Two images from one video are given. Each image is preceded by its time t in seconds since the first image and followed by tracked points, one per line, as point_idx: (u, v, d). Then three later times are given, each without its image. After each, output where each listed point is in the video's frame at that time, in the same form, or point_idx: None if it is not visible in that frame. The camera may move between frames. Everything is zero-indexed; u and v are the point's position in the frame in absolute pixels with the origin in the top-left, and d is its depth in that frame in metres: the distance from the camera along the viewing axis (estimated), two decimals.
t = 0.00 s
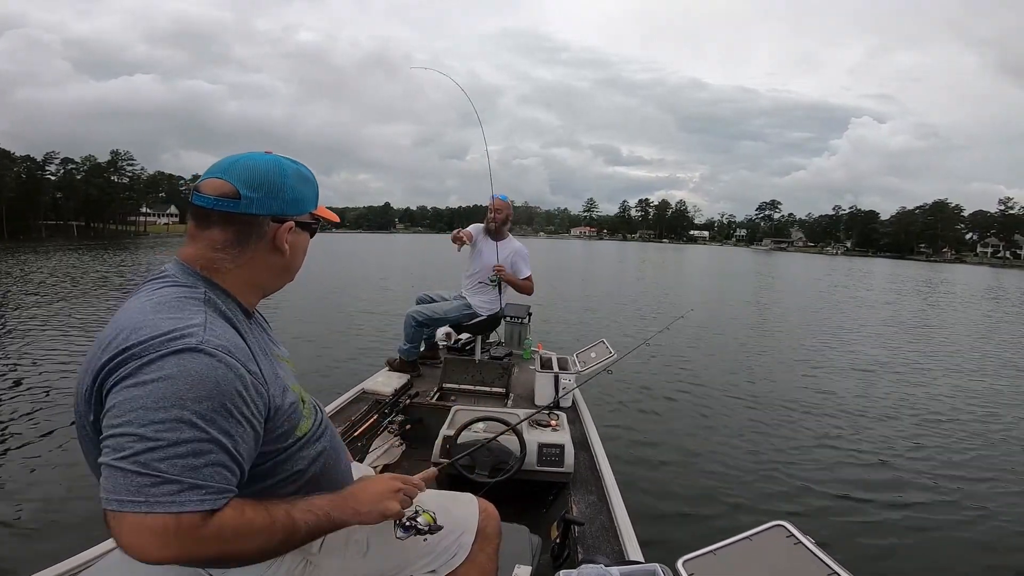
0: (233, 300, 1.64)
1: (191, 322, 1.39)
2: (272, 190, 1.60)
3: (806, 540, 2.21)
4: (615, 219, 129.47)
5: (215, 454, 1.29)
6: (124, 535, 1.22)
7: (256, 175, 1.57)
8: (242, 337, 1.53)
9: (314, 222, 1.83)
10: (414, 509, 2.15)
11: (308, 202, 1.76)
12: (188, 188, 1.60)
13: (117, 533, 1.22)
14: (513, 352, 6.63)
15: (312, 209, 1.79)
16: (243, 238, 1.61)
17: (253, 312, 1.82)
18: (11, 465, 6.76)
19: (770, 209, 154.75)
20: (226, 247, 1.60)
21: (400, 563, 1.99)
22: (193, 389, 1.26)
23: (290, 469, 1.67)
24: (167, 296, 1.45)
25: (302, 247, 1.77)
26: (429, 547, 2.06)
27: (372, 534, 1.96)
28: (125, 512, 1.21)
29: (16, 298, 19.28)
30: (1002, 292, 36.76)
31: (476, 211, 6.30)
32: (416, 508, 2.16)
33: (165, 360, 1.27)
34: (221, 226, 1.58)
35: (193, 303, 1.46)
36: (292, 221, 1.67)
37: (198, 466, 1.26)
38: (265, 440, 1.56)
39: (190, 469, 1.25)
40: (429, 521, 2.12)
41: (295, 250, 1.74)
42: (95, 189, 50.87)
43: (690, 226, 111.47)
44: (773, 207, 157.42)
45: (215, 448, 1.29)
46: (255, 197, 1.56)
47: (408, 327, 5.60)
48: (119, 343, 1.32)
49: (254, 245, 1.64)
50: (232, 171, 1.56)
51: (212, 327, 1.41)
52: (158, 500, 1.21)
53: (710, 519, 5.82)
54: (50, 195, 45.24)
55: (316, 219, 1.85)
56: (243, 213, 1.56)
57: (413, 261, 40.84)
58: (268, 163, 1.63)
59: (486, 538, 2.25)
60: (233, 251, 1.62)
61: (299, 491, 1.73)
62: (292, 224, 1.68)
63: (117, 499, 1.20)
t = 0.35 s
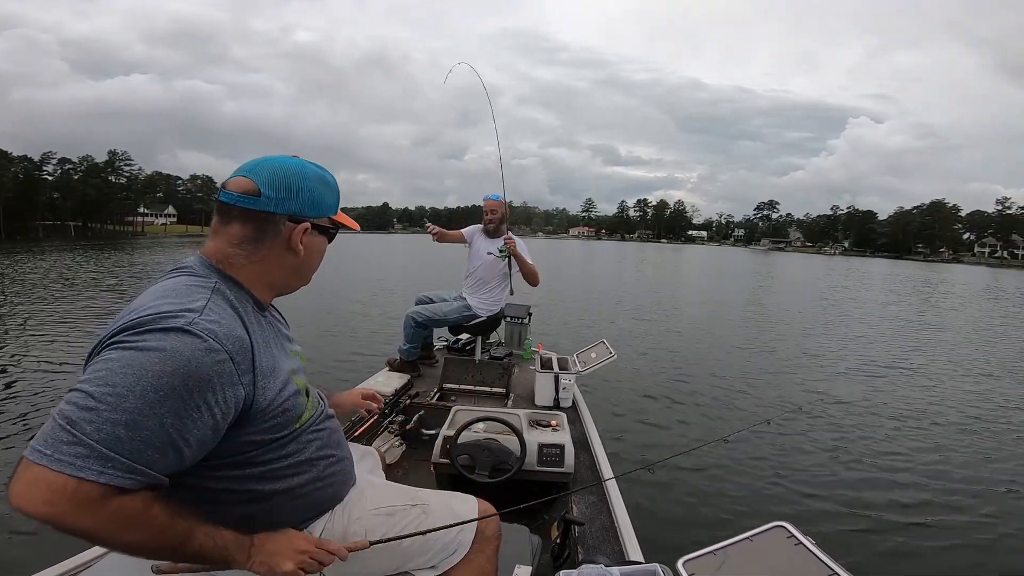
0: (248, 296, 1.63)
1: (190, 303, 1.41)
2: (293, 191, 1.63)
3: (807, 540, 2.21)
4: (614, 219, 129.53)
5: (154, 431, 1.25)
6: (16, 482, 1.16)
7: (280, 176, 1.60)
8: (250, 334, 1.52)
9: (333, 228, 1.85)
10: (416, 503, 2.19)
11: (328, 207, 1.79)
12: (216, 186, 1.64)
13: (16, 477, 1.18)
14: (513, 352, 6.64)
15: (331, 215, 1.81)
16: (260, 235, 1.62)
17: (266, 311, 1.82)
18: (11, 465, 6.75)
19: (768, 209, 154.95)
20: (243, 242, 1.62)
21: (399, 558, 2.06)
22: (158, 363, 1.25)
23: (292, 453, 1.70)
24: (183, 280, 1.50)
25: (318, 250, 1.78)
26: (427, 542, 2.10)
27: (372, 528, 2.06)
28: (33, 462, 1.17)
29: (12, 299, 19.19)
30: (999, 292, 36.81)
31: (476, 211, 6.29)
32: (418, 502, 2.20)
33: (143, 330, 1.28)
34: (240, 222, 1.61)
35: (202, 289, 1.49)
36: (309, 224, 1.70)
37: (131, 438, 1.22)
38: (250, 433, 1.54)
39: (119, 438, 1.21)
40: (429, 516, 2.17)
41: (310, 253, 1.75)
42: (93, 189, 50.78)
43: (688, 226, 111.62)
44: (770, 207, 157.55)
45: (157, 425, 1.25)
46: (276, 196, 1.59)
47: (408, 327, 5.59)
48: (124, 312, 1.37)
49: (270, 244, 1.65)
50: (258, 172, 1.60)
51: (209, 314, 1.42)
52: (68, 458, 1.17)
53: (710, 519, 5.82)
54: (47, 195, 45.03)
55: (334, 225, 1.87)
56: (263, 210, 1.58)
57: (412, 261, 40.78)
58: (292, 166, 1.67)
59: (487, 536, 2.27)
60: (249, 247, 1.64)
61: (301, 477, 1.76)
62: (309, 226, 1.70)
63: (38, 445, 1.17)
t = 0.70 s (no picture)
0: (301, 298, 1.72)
1: (256, 300, 1.52)
2: (352, 210, 1.77)
3: (807, 540, 2.22)
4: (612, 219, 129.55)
5: (236, 423, 1.38)
6: (116, 471, 1.28)
7: (342, 195, 1.76)
8: (303, 328, 1.67)
9: (372, 249, 1.98)
10: (417, 493, 2.24)
11: (374, 230, 1.93)
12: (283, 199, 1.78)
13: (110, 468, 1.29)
14: (514, 352, 6.64)
15: (374, 238, 1.94)
16: (317, 244, 1.74)
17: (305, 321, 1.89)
18: (11, 464, 6.74)
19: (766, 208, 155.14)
20: (301, 249, 1.72)
21: (400, 544, 2.11)
22: (242, 360, 1.37)
23: (313, 437, 1.85)
24: (244, 279, 1.59)
25: (359, 268, 1.90)
26: (429, 531, 2.16)
27: (376, 514, 2.10)
28: (127, 453, 1.29)
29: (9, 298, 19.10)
30: (997, 292, 36.79)
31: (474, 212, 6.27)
32: (419, 492, 2.25)
33: (223, 329, 1.39)
34: (302, 231, 1.72)
35: (262, 286, 1.59)
36: (359, 241, 1.83)
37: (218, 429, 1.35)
38: (293, 417, 1.71)
39: (210, 431, 1.34)
40: (430, 505, 2.21)
41: (354, 268, 1.86)
42: (90, 189, 50.64)
43: (686, 226, 111.66)
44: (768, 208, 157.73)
45: (242, 416, 1.39)
46: (337, 211, 1.73)
47: (408, 327, 5.58)
48: (196, 307, 1.47)
49: (324, 254, 1.76)
50: (324, 190, 1.75)
51: (274, 310, 1.54)
52: (163, 452, 1.30)
53: (711, 519, 5.83)
54: (44, 195, 44.88)
55: (373, 247, 1.99)
56: (326, 222, 1.71)
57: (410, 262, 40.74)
58: (350, 189, 1.82)
59: (485, 528, 2.33)
60: (306, 254, 1.74)
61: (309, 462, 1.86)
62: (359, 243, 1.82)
63: (131, 439, 1.28)
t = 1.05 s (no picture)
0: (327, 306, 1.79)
1: (302, 306, 1.60)
2: (386, 236, 1.91)
3: (809, 539, 2.21)
4: (610, 219, 129.61)
5: (297, 422, 1.50)
6: (190, 475, 1.36)
7: (382, 222, 1.89)
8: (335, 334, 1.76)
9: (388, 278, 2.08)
10: (425, 493, 2.24)
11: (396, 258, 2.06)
12: (326, 210, 1.88)
13: (184, 473, 1.36)
14: (514, 352, 6.64)
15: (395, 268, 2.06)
16: (352, 259, 1.84)
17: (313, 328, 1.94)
18: (12, 463, 6.76)
19: (764, 208, 155.37)
20: (337, 261, 1.81)
21: (407, 544, 2.11)
22: (302, 365, 1.48)
23: (332, 437, 1.90)
24: (283, 284, 1.65)
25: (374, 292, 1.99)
26: (435, 530, 2.16)
27: (383, 514, 2.11)
28: (200, 456, 1.37)
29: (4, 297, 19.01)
30: (993, 293, 36.89)
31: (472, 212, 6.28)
32: (427, 492, 2.25)
33: (282, 335, 1.47)
34: (340, 243, 1.82)
35: (300, 292, 1.66)
36: (386, 266, 1.95)
37: (284, 429, 1.46)
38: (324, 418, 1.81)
39: (277, 431, 1.45)
40: (437, 505, 2.22)
41: (371, 290, 1.96)
42: (87, 187, 50.55)
43: (683, 226, 111.80)
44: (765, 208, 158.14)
45: (300, 416, 1.50)
46: (377, 236, 1.85)
47: (408, 327, 5.57)
48: (241, 313, 1.51)
49: (354, 271, 1.86)
50: (368, 212, 1.88)
51: (316, 315, 1.63)
52: (237, 455, 1.39)
53: (710, 519, 5.85)
54: (40, 193, 44.72)
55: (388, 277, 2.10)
56: (366, 242, 1.83)
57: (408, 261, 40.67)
58: (389, 219, 1.96)
59: (490, 526, 2.32)
60: (338, 267, 1.83)
61: (322, 461, 1.88)
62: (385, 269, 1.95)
63: (203, 443, 1.37)
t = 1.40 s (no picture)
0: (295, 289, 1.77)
1: (274, 296, 1.59)
2: (345, 212, 1.86)
3: (807, 540, 2.22)
4: (608, 218, 129.69)
5: (295, 395, 1.49)
6: (203, 475, 1.35)
7: (337, 198, 1.86)
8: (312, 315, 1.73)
9: (361, 256, 2.03)
10: (423, 492, 2.25)
11: (365, 235, 2.01)
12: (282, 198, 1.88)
13: (196, 476, 1.35)
14: (514, 352, 6.65)
15: (365, 244, 2.01)
16: (309, 241, 1.81)
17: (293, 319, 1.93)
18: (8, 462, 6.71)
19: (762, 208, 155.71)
20: (294, 244, 1.80)
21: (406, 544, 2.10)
22: (283, 343, 1.48)
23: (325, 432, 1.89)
24: (248, 278, 1.64)
25: (347, 271, 1.96)
26: (434, 529, 2.16)
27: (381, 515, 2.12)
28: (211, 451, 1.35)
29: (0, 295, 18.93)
30: (988, 293, 37.03)
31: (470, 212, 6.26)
32: (425, 492, 2.26)
33: (257, 320, 1.47)
34: (295, 227, 1.80)
35: (270, 282, 1.66)
36: (350, 243, 1.91)
37: (280, 405, 1.45)
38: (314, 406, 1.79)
39: (277, 407, 1.44)
40: (435, 504, 2.22)
41: (341, 270, 1.92)
42: (83, 185, 50.32)
43: (681, 226, 111.93)
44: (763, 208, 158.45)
45: (292, 393, 1.49)
46: (332, 211, 1.82)
47: (408, 325, 5.61)
48: (211, 310, 1.51)
49: (315, 252, 1.83)
50: (321, 191, 1.86)
51: (290, 302, 1.62)
52: (244, 440, 1.38)
53: (709, 518, 5.86)
54: (37, 191, 44.55)
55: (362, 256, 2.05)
56: (322, 221, 1.80)
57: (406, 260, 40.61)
58: (349, 195, 1.92)
59: (488, 524, 2.33)
60: (298, 250, 1.81)
61: (317, 460, 1.87)
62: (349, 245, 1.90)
63: (201, 438, 1.34)
